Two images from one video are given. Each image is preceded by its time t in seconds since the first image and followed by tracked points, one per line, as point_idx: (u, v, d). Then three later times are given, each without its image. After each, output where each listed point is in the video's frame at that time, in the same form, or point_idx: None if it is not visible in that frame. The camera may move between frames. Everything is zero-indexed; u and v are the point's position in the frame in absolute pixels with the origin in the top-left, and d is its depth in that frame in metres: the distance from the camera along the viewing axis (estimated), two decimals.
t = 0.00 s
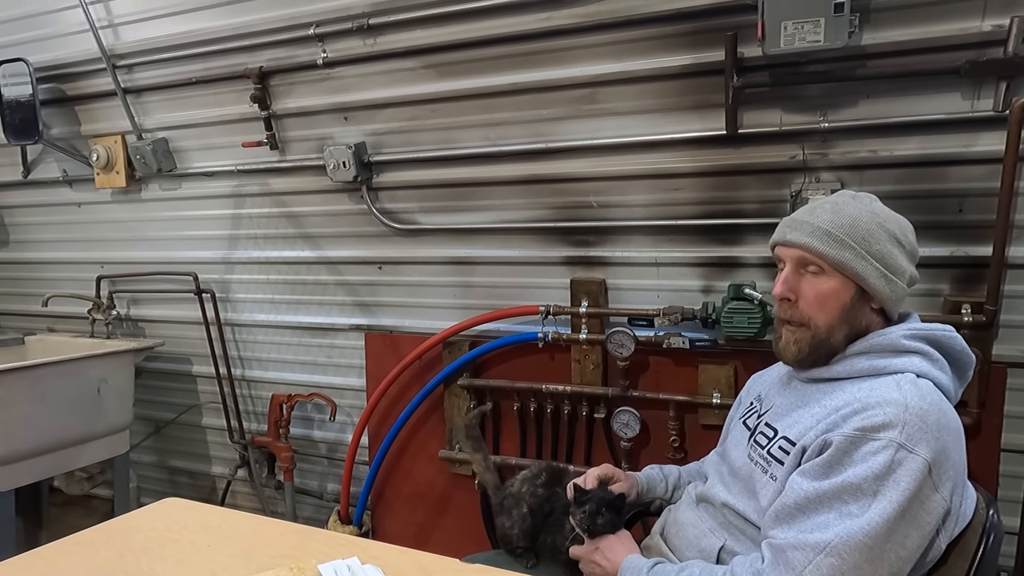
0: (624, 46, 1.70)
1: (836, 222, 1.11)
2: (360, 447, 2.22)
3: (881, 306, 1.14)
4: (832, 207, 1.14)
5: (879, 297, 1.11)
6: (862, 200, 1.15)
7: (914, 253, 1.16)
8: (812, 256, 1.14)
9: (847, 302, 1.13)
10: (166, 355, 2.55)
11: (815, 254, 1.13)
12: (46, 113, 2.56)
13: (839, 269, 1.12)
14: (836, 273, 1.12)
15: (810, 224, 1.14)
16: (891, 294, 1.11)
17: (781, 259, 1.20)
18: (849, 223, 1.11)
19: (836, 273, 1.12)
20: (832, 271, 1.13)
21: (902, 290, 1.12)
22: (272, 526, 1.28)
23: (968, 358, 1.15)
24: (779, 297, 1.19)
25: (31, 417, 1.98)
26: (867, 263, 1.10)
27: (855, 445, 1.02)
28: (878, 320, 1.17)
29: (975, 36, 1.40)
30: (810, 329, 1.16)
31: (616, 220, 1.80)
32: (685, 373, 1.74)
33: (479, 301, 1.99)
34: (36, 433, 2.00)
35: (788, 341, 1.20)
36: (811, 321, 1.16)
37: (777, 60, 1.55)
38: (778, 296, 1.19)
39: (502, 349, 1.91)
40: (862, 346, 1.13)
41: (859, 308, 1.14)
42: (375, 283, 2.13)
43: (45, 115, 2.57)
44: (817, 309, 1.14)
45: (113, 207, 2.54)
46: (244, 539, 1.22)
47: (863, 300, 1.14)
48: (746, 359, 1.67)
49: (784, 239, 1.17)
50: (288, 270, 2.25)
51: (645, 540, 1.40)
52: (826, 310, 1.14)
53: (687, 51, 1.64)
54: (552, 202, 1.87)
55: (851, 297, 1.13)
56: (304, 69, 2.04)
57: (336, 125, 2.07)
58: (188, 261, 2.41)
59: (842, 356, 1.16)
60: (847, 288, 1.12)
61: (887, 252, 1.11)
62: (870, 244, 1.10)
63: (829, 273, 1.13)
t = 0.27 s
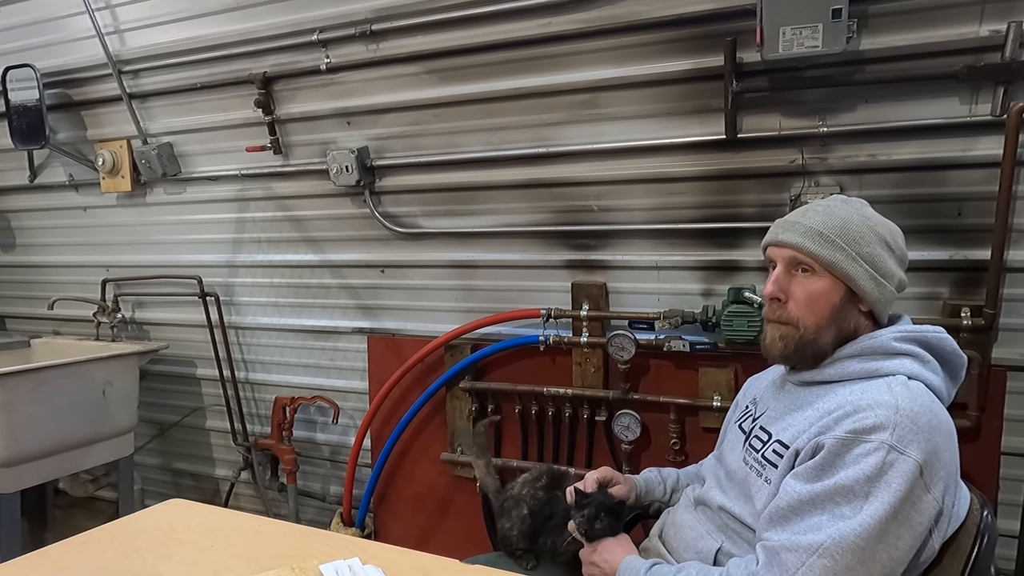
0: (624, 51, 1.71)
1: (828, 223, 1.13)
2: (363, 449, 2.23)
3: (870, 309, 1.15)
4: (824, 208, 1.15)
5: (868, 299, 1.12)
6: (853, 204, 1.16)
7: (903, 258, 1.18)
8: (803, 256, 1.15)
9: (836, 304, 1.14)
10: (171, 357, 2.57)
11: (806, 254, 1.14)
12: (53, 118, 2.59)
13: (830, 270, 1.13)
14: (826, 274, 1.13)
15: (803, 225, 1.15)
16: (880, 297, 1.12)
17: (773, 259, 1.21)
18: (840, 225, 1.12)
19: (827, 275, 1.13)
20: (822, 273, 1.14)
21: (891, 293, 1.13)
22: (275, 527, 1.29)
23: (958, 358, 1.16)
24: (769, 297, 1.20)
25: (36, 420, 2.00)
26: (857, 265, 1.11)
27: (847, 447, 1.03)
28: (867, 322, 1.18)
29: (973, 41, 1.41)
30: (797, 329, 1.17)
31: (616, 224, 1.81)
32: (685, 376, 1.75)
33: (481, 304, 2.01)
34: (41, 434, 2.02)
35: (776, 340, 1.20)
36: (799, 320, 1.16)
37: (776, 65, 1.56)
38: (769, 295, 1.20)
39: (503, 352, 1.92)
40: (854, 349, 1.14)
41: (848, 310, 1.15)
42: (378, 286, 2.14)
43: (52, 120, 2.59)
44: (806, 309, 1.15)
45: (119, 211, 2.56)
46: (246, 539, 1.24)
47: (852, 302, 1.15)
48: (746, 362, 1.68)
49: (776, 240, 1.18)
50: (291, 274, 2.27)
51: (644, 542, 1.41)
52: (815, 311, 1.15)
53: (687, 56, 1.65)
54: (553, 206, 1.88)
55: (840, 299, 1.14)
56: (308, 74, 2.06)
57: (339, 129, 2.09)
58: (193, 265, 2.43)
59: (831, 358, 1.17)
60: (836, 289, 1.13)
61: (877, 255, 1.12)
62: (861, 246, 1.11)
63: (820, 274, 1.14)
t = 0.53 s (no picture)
0: (627, 57, 1.72)
1: (842, 228, 1.13)
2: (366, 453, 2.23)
3: (879, 315, 1.15)
4: (837, 213, 1.16)
5: (878, 305, 1.13)
6: (866, 211, 1.17)
7: (914, 267, 1.18)
8: (815, 259, 1.15)
9: (846, 307, 1.14)
10: (175, 361, 2.58)
11: (819, 257, 1.14)
12: (59, 124, 2.61)
13: (841, 274, 1.14)
14: (838, 278, 1.14)
15: (816, 228, 1.15)
16: (890, 303, 1.13)
17: (784, 261, 1.22)
18: (854, 230, 1.13)
19: (838, 279, 1.14)
20: (834, 276, 1.14)
21: (902, 301, 1.14)
22: (279, 530, 1.30)
23: (964, 364, 1.16)
24: (780, 297, 1.20)
25: (42, 424, 2.01)
26: (869, 270, 1.12)
27: (853, 452, 1.03)
28: (874, 329, 1.18)
29: (974, 46, 1.42)
30: (805, 330, 1.17)
31: (619, 228, 1.81)
32: (688, 380, 1.75)
33: (485, 308, 2.01)
34: (46, 438, 2.03)
35: (782, 340, 1.20)
36: (808, 321, 1.17)
37: (779, 71, 1.57)
38: (779, 296, 1.21)
39: (507, 356, 1.93)
40: (859, 354, 1.14)
41: (857, 315, 1.15)
42: (382, 290, 2.15)
43: (58, 125, 2.61)
44: (815, 311, 1.16)
45: (124, 215, 2.57)
46: (251, 543, 1.24)
47: (862, 307, 1.15)
48: (749, 367, 1.68)
49: (789, 242, 1.19)
50: (295, 278, 2.28)
51: (649, 546, 1.41)
52: (825, 313, 1.15)
53: (690, 62, 1.66)
54: (556, 211, 1.89)
55: (850, 303, 1.14)
56: (312, 80, 2.08)
57: (343, 135, 2.10)
58: (197, 269, 2.45)
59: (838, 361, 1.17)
60: (847, 293, 1.14)
61: (889, 261, 1.12)
62: (873, 251, 1.12)
63: (831, 277, 1.14)
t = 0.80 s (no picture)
0: (629, 56, 1.72)
1: (848, 225, 1.13)
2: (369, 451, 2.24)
3: (882, 314, 1.16)
4: (844, 212, 1.16)
5: (881, 304, 1.13)
6: (872, 210, 1.17)
7: (918, 268, 1.18)
8: (821, 256, 1.15)
9: (850, 306, 1.15)
10: (178, 360, 2.59)
11: (824, 254, 1.14)
12: (62, 122, 2.61)
13: (846, 272, 1.14)
14: (842, 276, 1.14)
15: (822, 225, 1.15)
16: (893, 302, 1.13)
17: (789, 257, 1.22)
18: (860, 228, 1.13)
19: (843, 276, 1.14)
20: (838, 273, 1.14)
21: (905, 301, 1.14)
22: (283, 528, 1.30)
23: (966, 362, 1.16)
24: (783, 293, 1.20)
25: (46, 422, 2.02)
26: (874, 268, 1.12)
27: (854, 450, 1.03)
28: (877, 328, 1.18)
29: (977, 45, 1.42)
30: (808, 327, 1.18)
31: (622, 227, 1.82)
32: (690, 379, 1.75)
33: (487, 307, 2.01)
34: (51, 437, 2.04)
35: (785, 336, 1.21)
36: (811, 319, 1.17)
37: (781, 69, 1.57)
38: (782, 293, 1.21)
39: (509, 355, 1.93)
40: (861, 353, 1.14)
41: (860, 314, 1.15)
42: (384, 289, 2.15)
43: (61, 124, 2.62)
44: (819, 308, 1.16)
45: (127, 214, 2.58)
46: (255, 541, 1.25)
47: (865, 306, 1.15)
48: (751, 365, 1.68)
49: (794, 238, 1.19)
50: (298, 277, 2.28)
51: (651, 545, 1.42)
52: (828, 311, 1.15)
53: (692, 60, 1.66)
54: (559, 209, 1.89)
55: (854, 301, 1.14)
56: (315, 78, 2.08)
57: (345, 133, 2.10)
58: (200, 267, 2.45)
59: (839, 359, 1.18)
60: (851, 291, 1.14)
61: (894, 261, 1.12)
62: (879, 250, 1.12)
63: (835, 275, 1.15)
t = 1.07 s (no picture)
0: (627, 57, 1.72)
1: (845, 227, 1.13)
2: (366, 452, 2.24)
3: (878, 315, 1.16)
4: (841, 213, 1.16)
5: (878, 305, 1.13)
6: (869, 211, 1.17)
7: (913, 269, 1.19)
8: (817, 258, 1.15)
9: (847, 307, 1.15)
10: (174, 360, 2.58)
11: (821, 255, 1.14)
12: (58, 122, 2.60)
13: (843, 273, 1.14)
14: (839, 277, 1.14)
15: (819, 226, 1.15)
16: (890, 303, 1.13)
17: (785, 258, 1.22)
18: (857, 229, 1.13)
19: (839, 278, 1.14)
20: (835, 275, 1.14)
21: (901, 302, 1.14)
22: (280, 529, 1.30)
23: (962, 363, 1.17)
24: (780, 296, 1.20)
25: (41, 423, 2.01)
26: (870, 270, 1.12)
27: (851, 450, 1.03)
28: (874, 328, 1.18)
29: (973, 46, 1.42)
30: (807, 331, 1.18)
31: (619, 227, 1.82)
32: (687, 379, 1.75)
33: (484, 307, 2.01)
34: (47, 437, 2.03)
35: (786, 342, 1.21)
36: (809, 322, 1.17)
37: (779, 70, 1.57)
38: (778, 296, 1.21)
39: (506, 355, 1.93)
40: (858, 353, 1.14)
41: (857, 315, 1.16)
42: (382, 289, 2.15)
43: (57, 123, 2.61)
44: (816, 311, 1.16)
45: (123, 214, 2.57)
46: (252, 542, 1.24)
47: (862, 307, 1.15)
48: (748, 366, 1.68)
49: (791, 239, 1.19)
50: (295, 277, 2.28)
51: (648, 545, 1.42)
52: (825, 313, 1.16)
53: (690, 61, 1.66)
54: (556, 210, 1.89)
55: (850, 302, 1.14)
56: (312, 79, 2.08)
57: (343, 133, 2.10)
58: (197, 268, 2.44)
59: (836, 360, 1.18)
60: (847, 292, 1.14)
61: (890, 262, 1.13)
62: (875, 251, 1.12)
63: (832, 276, 1.15)
